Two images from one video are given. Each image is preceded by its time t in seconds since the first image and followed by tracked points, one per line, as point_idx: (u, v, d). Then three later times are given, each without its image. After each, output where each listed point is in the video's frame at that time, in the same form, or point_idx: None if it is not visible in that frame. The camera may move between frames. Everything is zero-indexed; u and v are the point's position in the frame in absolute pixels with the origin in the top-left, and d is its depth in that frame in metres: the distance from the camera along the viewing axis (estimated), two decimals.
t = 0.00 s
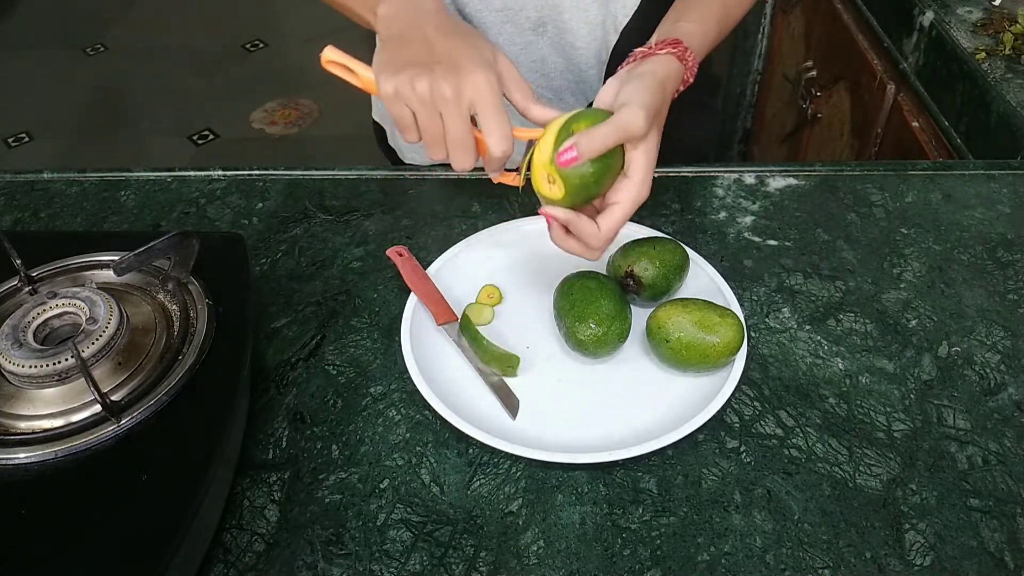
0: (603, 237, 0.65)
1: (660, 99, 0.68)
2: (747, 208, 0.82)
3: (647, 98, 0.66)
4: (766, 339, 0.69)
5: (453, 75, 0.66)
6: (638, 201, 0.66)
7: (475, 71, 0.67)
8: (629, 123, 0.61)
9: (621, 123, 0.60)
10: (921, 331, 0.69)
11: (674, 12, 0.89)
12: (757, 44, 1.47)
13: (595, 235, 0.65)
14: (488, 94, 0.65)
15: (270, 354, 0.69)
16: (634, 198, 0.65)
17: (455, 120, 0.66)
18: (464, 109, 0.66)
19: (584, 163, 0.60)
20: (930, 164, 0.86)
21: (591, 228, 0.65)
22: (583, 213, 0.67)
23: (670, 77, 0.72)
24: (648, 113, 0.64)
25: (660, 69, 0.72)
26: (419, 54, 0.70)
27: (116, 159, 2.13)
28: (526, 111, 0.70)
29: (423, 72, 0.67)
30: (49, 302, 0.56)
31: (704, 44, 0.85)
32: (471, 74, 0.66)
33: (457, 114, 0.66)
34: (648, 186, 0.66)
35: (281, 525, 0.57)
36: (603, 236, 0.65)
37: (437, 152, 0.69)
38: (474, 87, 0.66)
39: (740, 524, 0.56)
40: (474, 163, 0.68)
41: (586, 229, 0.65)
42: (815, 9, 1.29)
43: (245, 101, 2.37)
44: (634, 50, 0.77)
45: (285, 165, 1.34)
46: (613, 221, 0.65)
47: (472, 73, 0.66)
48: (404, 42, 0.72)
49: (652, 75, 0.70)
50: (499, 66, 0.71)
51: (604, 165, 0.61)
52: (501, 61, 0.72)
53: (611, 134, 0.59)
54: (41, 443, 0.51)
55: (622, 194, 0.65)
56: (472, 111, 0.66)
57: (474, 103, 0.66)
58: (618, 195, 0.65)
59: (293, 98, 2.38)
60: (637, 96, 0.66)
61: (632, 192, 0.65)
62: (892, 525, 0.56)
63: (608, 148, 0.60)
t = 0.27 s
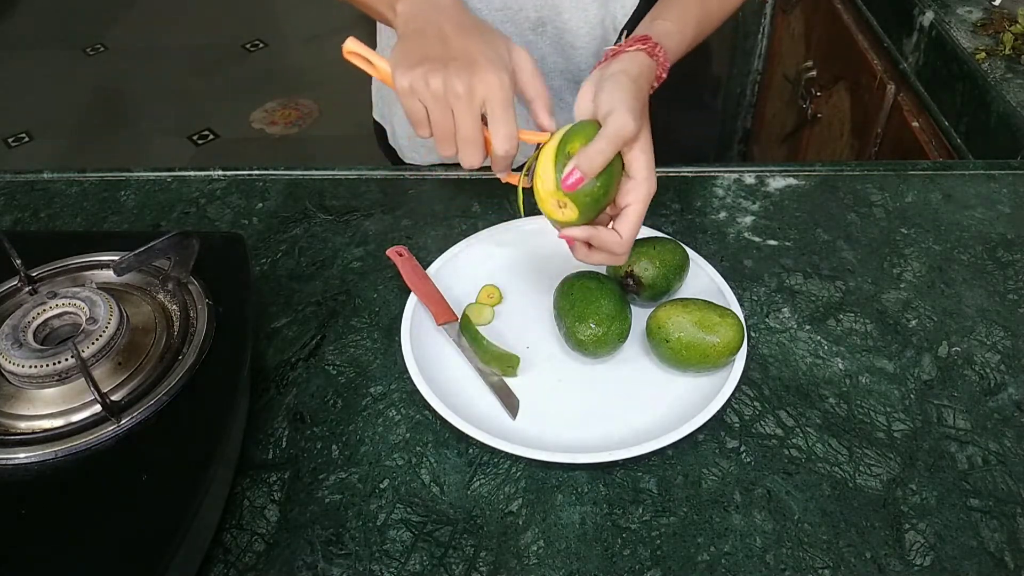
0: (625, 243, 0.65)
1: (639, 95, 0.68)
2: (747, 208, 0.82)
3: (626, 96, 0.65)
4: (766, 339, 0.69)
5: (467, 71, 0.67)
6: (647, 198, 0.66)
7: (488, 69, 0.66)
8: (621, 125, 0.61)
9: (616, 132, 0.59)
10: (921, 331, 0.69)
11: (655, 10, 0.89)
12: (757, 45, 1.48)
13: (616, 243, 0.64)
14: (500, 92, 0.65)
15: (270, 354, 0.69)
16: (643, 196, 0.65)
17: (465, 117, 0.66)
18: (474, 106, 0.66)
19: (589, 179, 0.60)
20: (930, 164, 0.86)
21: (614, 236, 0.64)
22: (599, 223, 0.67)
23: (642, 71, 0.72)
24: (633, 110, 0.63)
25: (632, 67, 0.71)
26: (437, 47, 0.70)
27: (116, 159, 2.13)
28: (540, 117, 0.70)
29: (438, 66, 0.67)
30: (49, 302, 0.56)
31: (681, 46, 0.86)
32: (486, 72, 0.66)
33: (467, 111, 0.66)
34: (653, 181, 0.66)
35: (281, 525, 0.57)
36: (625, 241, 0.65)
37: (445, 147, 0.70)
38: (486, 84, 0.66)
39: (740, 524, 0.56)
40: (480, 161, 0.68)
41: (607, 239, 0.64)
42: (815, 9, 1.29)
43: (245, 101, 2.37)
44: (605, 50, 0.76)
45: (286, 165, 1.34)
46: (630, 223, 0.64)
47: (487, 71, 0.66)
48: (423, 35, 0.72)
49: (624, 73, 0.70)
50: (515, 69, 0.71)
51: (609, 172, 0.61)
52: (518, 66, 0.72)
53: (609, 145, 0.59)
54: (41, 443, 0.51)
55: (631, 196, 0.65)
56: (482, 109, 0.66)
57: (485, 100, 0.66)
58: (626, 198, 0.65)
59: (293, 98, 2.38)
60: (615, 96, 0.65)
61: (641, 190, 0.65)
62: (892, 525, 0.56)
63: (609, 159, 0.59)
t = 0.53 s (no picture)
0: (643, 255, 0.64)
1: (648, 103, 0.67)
2: (747, 208, 0.82)
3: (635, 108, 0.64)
4: (766, 339, 0.69)
5: (464, 60, 0.67)
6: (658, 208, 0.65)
7: (487, 57, 0.67)
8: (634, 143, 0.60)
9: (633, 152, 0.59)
10: (921, 331, 0.69)
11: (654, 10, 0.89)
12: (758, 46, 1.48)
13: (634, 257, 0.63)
14: (499, 78, 0.65)
15: (270, 354, 0.69)
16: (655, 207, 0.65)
17: (465, 107, 0.66)
18: (473, 95, 0.66)
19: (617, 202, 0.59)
20: (931, 164, 0.86)
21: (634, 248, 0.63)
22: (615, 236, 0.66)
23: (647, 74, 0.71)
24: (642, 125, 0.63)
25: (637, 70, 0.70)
26: (437, 39, 0.71)
27: (116, 159, 2.13)
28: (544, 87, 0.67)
29: (435, 58, 0.68)
30: (49, 302, 0.56)
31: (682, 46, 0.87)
32: (485, 59, 0.66)
33: (468, 99, 0.66)
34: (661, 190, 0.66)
35: (281, 525, 0.57)
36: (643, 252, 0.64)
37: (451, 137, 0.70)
38: (487, 72, 0.66)
39: (740, 524, 0.56)
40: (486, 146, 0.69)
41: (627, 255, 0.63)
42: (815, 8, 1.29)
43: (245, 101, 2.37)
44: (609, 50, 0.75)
45: (285, 165, 1.34)
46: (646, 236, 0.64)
47: (485, 59, 0.66)
48: (422, 27, 0.73)
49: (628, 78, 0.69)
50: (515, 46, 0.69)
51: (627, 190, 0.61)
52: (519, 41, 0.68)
53: (630, 163, 0.59)
54: (41, 443, 0.51)
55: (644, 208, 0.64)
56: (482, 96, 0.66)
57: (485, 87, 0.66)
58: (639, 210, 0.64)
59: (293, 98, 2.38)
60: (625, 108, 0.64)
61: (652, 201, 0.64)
62: (892, 525, 0.56)
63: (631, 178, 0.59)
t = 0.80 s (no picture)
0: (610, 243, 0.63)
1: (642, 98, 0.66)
2: (747, 208, 0.82)
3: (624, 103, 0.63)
4: (766, 339, 0.69)
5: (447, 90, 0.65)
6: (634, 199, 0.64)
7: (472, 88, 0.65)
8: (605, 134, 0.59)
9: (602, 140, 0.58)
10: (921, 331, 0.69)
11: (659, 8, 0.90)
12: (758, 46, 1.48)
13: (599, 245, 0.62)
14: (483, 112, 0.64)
15: (270, 355, 0.69)
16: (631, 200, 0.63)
17: (446, 137, 0.64)
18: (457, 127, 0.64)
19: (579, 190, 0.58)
20: (931, 164, 0.86)
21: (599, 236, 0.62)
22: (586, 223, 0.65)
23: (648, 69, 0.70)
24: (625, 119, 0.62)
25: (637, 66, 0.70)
26: (419, 64, 0.69)
27: (116, 159, 2.13)
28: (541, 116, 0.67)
29: (417, 85, 0.66)
30: (49, 302, 0.56)
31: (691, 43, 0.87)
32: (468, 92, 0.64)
33: (450, 130, 0.63)
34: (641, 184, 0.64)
35: (281, 525, 0.57)
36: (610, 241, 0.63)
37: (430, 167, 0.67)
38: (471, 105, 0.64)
39: (739, 524, 0.56)
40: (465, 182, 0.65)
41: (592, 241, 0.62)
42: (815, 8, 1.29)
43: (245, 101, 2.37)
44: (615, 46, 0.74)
45: (285, 165, 1.34)
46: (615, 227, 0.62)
47: (470, 90, 0.64)
48: (403, 48, 0.71)
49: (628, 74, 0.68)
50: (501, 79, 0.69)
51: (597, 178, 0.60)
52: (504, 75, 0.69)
53: (596, 154, 0.57)
54: (40, 443, 0.51)
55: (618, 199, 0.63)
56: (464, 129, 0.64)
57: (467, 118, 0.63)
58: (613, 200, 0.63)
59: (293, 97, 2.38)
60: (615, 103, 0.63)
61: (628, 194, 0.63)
62: (892, 525, 0.56)
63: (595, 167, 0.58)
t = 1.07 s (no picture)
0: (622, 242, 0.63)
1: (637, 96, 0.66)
2: (747, 208, 0.82)
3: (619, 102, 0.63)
4: (766, 339, 0.69)
5: (463, 75, 0.65)
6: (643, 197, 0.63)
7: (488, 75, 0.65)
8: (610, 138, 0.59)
9: (609, 144, 0.58)
10: (920, 331, 0.69)
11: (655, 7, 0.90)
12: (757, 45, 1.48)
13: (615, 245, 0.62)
14: (499, 99, 0.64)
15: (270, 355, 0.69)
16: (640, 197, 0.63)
17: (462, 121, 0.63)
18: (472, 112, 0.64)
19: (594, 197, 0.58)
20: (931, 165, 0.86)
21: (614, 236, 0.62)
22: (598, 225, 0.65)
23: (640, 68, 0.70)
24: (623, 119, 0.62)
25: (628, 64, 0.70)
26: (434, 52, 0.69)
27: (116, 159, 2.13)
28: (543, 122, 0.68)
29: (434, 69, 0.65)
30: (49, 302, 0.56)
31: (686, 44, 0.87)
32: (485, 78, 0.64)
33: (466, 114, 0.63)
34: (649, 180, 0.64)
35: (281, 525, 0.57)
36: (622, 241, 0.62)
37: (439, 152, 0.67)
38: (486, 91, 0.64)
39: (739, 524, 0.56)
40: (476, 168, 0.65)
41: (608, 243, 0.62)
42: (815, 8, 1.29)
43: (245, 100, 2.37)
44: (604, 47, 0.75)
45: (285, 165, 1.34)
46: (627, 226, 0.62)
47: (486, 77, 0.65)
48: (418, 38, 0.71)
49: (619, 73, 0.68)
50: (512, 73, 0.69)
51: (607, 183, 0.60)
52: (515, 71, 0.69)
53: (607, 159, 0.57)
54: (41, 443, 0.51)
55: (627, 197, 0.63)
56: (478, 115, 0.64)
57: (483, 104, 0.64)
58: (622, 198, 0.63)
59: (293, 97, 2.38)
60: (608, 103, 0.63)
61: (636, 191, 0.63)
62: (892, 525, 0.56)
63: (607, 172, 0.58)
